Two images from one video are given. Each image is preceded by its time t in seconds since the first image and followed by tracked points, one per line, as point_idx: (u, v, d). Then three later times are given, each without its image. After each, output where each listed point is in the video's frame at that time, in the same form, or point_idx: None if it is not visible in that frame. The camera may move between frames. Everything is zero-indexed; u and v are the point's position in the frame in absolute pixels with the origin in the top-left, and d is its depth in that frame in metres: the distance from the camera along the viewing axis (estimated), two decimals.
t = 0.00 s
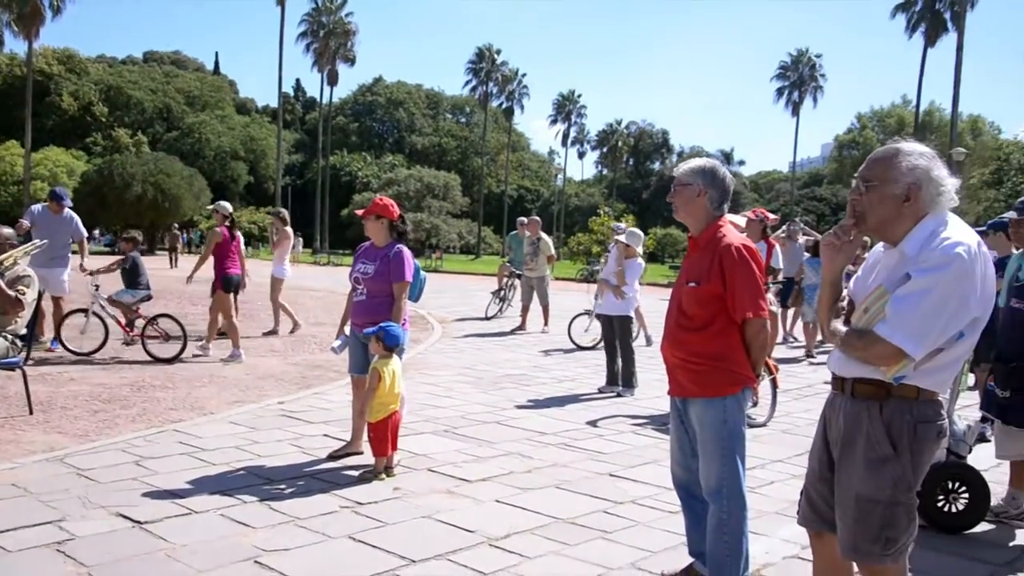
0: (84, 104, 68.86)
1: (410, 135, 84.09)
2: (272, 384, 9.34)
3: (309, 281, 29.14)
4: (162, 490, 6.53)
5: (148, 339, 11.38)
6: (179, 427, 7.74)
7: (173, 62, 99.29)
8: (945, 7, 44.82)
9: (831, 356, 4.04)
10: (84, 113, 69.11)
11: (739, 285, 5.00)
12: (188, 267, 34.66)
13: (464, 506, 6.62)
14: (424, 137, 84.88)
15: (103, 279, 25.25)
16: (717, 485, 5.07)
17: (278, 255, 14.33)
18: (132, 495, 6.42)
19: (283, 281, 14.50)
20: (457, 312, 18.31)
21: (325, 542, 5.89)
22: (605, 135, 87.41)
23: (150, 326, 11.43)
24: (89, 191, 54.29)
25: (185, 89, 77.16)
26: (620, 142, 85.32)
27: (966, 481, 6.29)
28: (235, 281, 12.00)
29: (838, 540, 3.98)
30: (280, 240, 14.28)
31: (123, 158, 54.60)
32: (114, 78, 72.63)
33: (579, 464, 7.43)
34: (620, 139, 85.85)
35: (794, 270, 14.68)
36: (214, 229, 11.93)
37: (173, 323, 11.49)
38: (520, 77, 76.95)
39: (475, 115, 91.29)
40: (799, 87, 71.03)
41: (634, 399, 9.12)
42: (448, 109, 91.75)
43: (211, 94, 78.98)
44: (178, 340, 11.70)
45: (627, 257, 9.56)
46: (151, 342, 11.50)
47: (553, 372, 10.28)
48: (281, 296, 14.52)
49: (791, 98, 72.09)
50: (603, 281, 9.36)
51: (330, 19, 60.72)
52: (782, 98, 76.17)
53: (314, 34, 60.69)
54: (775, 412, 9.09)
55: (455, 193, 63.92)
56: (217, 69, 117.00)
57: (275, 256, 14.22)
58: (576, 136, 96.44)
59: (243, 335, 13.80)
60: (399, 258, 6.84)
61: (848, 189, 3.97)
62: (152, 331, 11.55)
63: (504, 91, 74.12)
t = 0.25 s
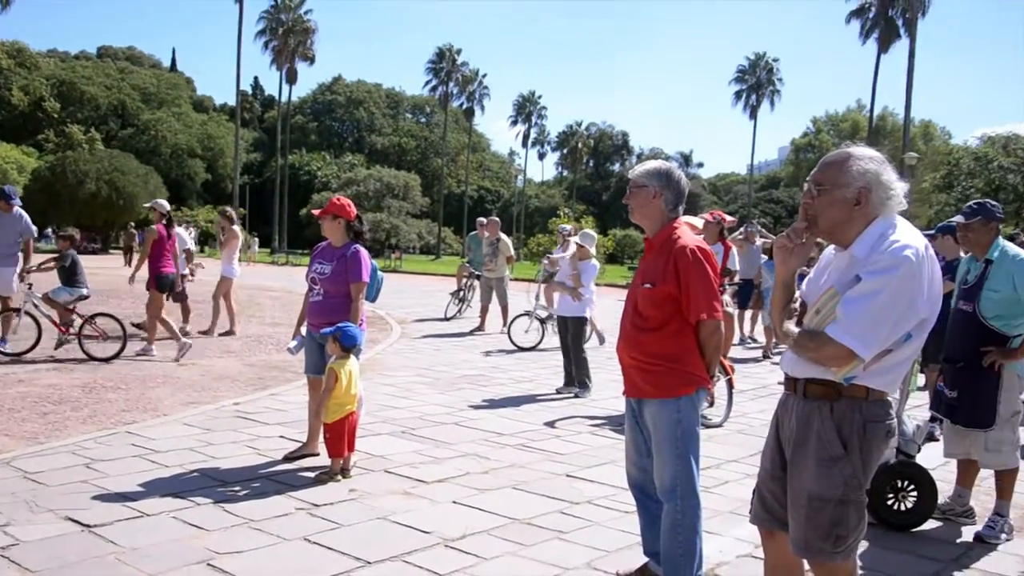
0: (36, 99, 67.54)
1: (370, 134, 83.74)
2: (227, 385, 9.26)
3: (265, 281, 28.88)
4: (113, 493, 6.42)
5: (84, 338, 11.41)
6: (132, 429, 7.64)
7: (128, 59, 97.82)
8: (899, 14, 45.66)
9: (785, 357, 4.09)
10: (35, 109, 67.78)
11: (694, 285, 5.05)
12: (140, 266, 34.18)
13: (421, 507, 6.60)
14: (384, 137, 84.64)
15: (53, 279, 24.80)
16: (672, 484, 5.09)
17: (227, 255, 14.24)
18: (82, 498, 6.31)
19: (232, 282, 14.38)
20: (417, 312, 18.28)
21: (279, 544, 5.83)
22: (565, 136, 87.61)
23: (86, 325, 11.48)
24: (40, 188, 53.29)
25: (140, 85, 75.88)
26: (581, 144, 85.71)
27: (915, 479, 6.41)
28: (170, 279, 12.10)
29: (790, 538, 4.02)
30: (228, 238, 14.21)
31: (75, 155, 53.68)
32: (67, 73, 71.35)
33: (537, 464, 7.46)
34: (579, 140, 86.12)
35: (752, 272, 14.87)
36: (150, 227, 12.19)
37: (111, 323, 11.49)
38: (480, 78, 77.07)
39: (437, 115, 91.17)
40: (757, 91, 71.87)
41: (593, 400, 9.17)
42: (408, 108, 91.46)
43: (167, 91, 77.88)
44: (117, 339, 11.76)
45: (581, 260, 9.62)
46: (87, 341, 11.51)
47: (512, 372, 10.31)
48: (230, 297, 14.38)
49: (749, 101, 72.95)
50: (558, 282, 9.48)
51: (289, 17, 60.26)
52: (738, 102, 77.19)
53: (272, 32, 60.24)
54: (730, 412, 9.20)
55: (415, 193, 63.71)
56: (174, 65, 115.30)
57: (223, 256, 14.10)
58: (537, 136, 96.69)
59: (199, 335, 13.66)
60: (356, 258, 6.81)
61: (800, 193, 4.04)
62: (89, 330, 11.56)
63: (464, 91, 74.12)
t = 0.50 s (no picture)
0: None
1: (327, 133, 83.36)
2: (182, 387, 9.17)
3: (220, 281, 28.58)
4: (62, 497, 6.31)
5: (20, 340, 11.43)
6: (82, 432, 7.52)
7: (79, 54, 96.12)
8: (851, 17, 46.41)
9: (736, 354, 4.12)
10: None
11: (648, 284, 5.08)
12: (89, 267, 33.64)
13: (377, 507, 6.58)
14: (343, 136, 84.06)
15: None
16: (627, 481, 5.08)
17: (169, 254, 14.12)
18: (30, 503, 6.19)
19: (175, 283, 14.22)
20: (376, 312, 18.21)
21: (233, 546, 5.77)
22: (525, 137, 87.69)
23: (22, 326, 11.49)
24: None
25: (92, 82, 74.39)
26: (539, 143, 85.90)
27: (866, 475, 6.50)
28: (105, 276, 12.26)
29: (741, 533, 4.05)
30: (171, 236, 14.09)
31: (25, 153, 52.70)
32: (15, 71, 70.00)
33: (493, 463, 7.47)
34: (537, 139, 86.28)
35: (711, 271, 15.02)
36: (84, 225, 11.98)
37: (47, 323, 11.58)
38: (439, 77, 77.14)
39: (394, 114, 90.97)
40: (714, 92, 72.58)
41: (551, 399, 9.21)
42: (367, 107, 91.03)
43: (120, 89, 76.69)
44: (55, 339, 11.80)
45: (536, 258, 9.63)
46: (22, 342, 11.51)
47: (470, 372, 10.33)
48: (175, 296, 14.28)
49: (705, 102, 73.68)
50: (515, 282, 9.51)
51: (245, 15, 59.75)
52: (695, 102, 77.97)
53: (227, 30, 59.70)
54: (686, 410, 9.29)
55: (372, 193, 63.34)
56: (128, 62, 113.44)
57: (166, 257, 14.14)
58: (496, 136, 96.85)
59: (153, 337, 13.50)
60: (311, 258, 6.77)
61: (750, 192, 4.08)
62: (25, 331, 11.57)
63: (423, 90, 74.00)
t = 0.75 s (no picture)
0: None
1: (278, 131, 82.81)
2: (126, 388, 9.03)
3: (167, 280, 28.20)
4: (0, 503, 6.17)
5: None
6: (23, 435, 7.37)
7: (21, 46, 93.90)
8: (800, 18, 47.13)
9: (681, 352, 4.16)
10: None
11: (597, 283, 5.11)
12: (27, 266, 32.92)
13: (326, 507, 6.53)
14: (295, 133, 83.38)
15: None
16: (575, 478, 5.09)
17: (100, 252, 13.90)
18: None
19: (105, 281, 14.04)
20: (328, 311, 18.09)
21: (179, 549, 5.68)
22: (479, 135, 87.65)
23: None
24: None
25: (35, 76, 72.60)
26: (493, 141, 85.93)
27: (812, 470, 6.60)
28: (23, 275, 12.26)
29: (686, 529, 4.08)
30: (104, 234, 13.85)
31: None
32: None
33: (444, 462, 7.46)
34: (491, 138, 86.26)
35: (664, 269, 15.16)
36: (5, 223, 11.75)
37: None
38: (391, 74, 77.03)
39: (346, 112, 90.61)
40: (667, 91, 73.23)
41: (503, 398, 9.23)
42: (320, 104, 90.31)
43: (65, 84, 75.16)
44: None
45: (489, 257, 9.66)
46: None
47: (422, 371, 10.32)
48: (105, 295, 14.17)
49: (658, 101, 74.35)
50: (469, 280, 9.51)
51: (195, 9, 59.03)
52: (648, 102, 78.68)
53: (176, 24, 58.93)
54: (637, 408, 9.37)
55: (326, 190, 62.95)
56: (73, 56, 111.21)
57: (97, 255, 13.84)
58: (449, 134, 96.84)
59: (98, 338, 13.27)
60: (259, 256, 6.70)
61: (695, 191, 4.11)
62: None
63: (376, 87, 73.70)
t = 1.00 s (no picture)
0: None
1: (225, 129, 81.57)
2: (64, 391, 8.84)
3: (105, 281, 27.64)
4: None
5: None
6: None
7: None
8: (744, 23, 47.66)
9: (623, 351, 4.18)
10: None
11: (542, 284, 5.12)
12: None
13: (271, 511, 6.46)
14: (241, 133, 82.26)
15: None
16: (521, 479, 5.10)
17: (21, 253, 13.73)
18: None
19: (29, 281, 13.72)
20: (274, 313, 17.91)
21: (117, 556, 5.55)
22: (427, 136, 87.29)
23: None
24: None
25: None
26: (442, 142, 85.65)
27: (755, 467, 6.70)
28: None
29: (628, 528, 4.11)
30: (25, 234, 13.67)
31: None
32: None
33: (390, 464, 7.43)
34: (439, 138, 85.89)
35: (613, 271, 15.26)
36: None
37: None
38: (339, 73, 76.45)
39: (294, 112, 89.66)
40: (614, 92, 73.67)
41: (450, 400, 9.21)
42: (266, 103, 89.22)
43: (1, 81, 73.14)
44: None
45: (440, 258, 9.59)
46: None
47: (369, 372, 10.27)
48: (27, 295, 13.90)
49: (606, 103, 74.72)
50: (419, 281, 9.45)
51: (135, 5, 57.91)
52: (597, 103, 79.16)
53: (116, 21, 57.79)
54: (584, 408, 9.43)
55: (272, 189, 62.22)
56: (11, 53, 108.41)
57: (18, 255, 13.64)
58: (399, 134, 96.39)
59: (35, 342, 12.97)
60: (201, 257, 6.60)
61: (635, 192, 4.14)
62: None
63: (322, 87, 73.03)
